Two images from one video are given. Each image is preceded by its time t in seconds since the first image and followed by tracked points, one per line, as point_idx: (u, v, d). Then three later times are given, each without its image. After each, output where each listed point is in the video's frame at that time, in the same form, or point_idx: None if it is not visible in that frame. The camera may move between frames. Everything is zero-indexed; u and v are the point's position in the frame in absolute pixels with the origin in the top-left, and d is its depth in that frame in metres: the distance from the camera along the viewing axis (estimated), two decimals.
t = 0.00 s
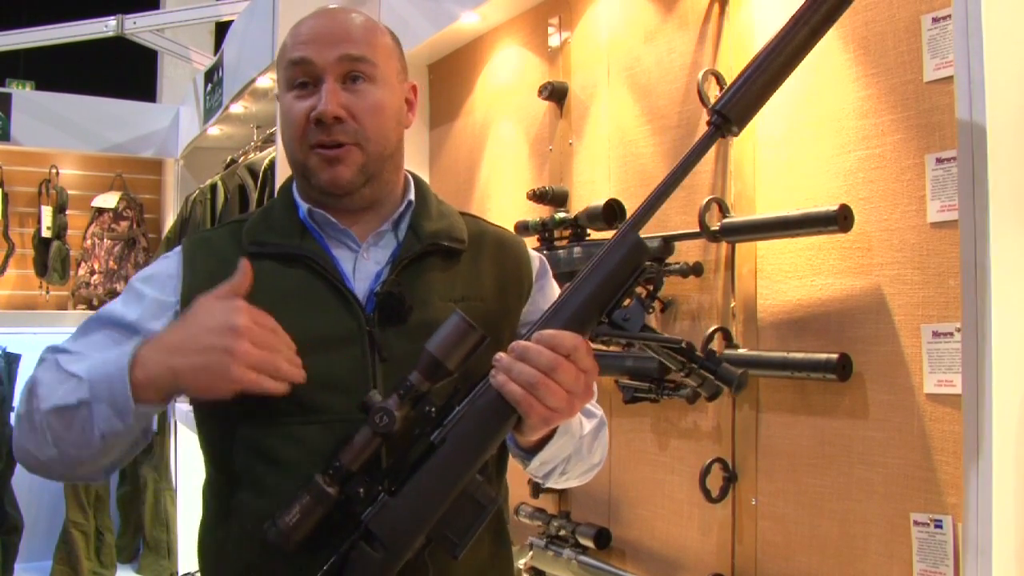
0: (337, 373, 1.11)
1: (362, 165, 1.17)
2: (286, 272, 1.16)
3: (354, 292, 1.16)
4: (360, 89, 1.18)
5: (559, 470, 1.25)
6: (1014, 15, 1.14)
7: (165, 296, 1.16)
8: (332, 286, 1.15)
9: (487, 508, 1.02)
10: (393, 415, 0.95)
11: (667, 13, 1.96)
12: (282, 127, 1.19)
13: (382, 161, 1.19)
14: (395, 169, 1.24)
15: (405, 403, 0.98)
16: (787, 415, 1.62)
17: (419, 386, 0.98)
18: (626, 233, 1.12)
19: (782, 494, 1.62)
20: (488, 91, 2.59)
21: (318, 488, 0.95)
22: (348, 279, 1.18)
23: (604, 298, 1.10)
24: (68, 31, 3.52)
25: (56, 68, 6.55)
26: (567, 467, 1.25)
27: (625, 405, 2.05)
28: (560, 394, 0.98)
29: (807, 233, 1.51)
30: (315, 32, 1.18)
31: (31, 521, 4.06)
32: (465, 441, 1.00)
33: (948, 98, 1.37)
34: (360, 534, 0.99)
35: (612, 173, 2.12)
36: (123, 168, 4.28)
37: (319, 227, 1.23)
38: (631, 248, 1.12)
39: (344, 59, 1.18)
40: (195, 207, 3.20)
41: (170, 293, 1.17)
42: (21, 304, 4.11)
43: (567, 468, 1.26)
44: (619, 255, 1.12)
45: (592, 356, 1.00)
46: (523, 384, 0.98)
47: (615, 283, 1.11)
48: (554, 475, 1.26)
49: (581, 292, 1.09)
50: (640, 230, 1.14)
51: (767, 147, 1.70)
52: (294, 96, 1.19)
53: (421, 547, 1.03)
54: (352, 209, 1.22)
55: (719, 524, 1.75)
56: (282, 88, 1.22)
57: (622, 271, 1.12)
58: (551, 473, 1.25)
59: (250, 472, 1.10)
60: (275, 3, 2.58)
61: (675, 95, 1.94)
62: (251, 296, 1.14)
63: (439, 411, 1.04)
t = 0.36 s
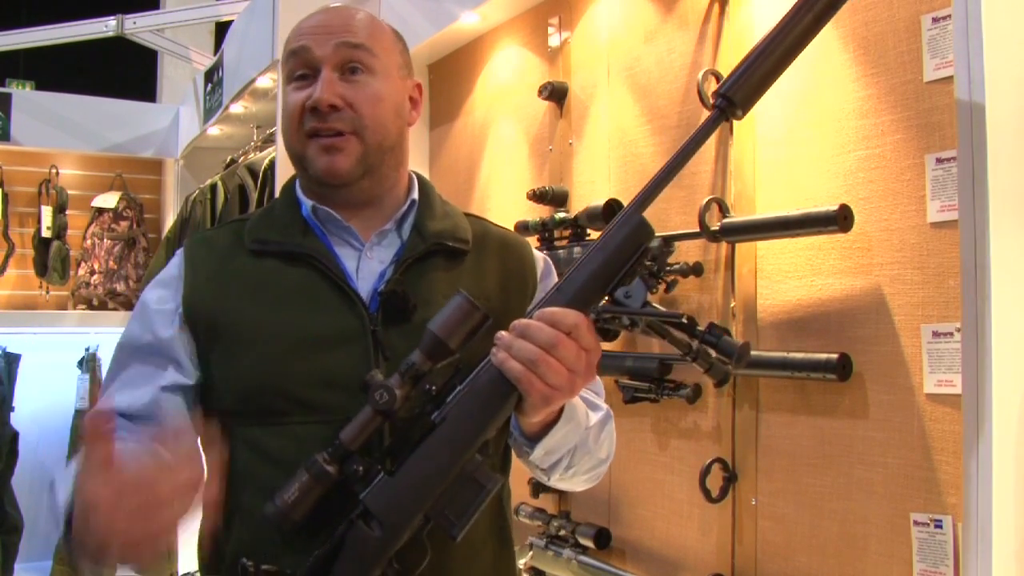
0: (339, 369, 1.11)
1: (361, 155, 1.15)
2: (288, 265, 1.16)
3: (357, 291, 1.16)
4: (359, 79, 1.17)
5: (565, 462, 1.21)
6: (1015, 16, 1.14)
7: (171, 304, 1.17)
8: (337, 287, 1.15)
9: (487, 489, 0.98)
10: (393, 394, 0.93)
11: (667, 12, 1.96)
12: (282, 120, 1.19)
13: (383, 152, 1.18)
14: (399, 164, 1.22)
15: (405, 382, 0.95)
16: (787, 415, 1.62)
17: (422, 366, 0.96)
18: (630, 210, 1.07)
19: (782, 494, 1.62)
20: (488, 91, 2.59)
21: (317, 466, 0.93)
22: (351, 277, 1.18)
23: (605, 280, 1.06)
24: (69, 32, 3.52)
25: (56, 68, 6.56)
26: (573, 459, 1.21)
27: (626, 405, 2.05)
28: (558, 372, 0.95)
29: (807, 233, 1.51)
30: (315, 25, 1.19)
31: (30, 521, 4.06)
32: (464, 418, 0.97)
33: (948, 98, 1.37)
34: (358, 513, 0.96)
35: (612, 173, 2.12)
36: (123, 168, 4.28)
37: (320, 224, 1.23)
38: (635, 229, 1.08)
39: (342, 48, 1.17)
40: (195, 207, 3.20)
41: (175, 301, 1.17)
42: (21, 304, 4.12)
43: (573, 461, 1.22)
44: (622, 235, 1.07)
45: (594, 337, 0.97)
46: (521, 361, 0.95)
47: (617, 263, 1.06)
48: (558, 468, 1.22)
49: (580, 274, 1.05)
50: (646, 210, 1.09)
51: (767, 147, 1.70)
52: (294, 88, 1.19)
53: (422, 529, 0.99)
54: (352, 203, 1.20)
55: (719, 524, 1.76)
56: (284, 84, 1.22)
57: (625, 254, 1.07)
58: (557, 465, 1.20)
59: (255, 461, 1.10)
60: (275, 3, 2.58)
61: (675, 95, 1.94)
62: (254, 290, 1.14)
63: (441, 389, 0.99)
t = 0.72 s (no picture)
0: (350, 366, 1.09)
1: (389, 154, 1.14)
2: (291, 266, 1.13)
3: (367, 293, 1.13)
4: (398, 81, 1.17)
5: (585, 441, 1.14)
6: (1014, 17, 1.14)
7: (175, 309, 1.13)
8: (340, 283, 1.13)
9: (515, 462, 0.96)
10: (416, 371, 0.92)
11: (667, 12, 1.96)
12: (310, 106, 1.16)
13: (409, 155, 1.17)
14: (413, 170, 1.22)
15: (426, 358, 0.95)
16: (787, 415, 1.62)
17: (441, 341, 0.95)
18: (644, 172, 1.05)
19: (782, 494, 1.62)
20: (488, 91, 2.59)
21: (342, 447, 0.93)
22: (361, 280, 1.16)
23: (622, 243, 1.03)
24: (69, 32, 3.52)
25: (56, 69, 6.57)
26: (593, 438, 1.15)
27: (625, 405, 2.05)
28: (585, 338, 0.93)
29: (807, 233, 1.51)
30: (362, 17, 1.17)
31: (30, 521, 4.06)
32: (485, 392, 0.95)
33: (948, 98, 1.37)
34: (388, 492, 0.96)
35: (612, 173, 2.12)
36: (123, 168, 4.28)
37: (330, 224, 1.21)
38: (649, 190, 1.05)
39: (390, 47, 1.17)
40: (195, 207, 3.20)
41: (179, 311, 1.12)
42: (21, 304, 4.12)
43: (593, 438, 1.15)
44: (637, 198, 1.04)
45: (615, 303, 0.95)
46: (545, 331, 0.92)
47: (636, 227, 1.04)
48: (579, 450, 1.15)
49: (597, 238, 1.03)
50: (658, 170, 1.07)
51: (767, 147, 1.70)
52: (329, 74, 1.16)
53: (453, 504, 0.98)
54: (363, 203, 1.20)
55: (719, 524, 1.76)
56: (314, 66, 1.19)
57: (639, 216, 1.04)
58: (577, 444, 1.13)
59: (260, 453, 1.07)
60: (275, 3, 2.58)
61: (675, 95, 1.94)
62: (262, 287, 1.11)
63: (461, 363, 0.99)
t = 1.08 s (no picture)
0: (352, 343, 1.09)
1: (407, 152, 1.15)
2: (295, 260, 1.12)
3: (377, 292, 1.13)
4: (416, 81, 1.19)
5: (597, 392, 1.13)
6: (1014, 18, 1.14)
7: (185, 304, 1.09)
8: (337, 268, 1.12)
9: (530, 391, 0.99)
10: (421, 318, 0.90)
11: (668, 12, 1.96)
12: (327, 99, 1.16)
13: (422, 155, 1.19)
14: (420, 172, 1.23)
15: (429, 302, 0.92)
16: (787, 415, 1.62)
17: (444, 285, 0.92)
18: (624, 86, 1.03)
19: (782, 494, 1.63)
20: (488, 91, 2.59)
21: (357, 402, 0.92)
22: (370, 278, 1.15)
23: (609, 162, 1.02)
24: (69, 32, 3.53)
25: (57, 69, 6.56)
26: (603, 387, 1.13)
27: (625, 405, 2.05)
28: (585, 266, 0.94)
29: (807, 233, 1.51)
30: (382, 13, 1.18)
31: (30, 521, 4.06)
32: (490, 330, 0.95)
33: (948, 98, 1.37)
34: (412, 441, 0.95)
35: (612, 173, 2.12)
36: (123, 168, 4.28)
37: (337, 224, 1.21)
38: (629, 106, 1.03)
39: (411, 47, 1.18)
40: (195, 207, 3.21)
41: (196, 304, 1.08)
42: (21, 304, 4.12)
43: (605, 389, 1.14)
44: (619, 113, 1.03)
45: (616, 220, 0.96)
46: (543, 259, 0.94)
47: (622, 143, 1.03)
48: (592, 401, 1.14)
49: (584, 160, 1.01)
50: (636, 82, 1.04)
51: (767, 147, 1.70)
52: (347, 67, 1.16)
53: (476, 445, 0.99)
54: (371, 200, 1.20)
55: (719, 524, 1.76)
56: (332, 59, 1.19)
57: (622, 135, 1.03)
58: (591, 392, 1.11)
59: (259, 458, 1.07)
60: (275, 4, 2.58)
61: (675, 95, 1.94)
62: (269, 281, 1.10)
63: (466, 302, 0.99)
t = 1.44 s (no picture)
0: (333, 332, 1.09)
1: (389, 158, 1.16)
2: (292, 252, 1.12)
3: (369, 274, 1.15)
4: (393, 83, 1.18)
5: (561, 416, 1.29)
6: (1014, 17, 1.14)
7: (186, 305, 1.06)
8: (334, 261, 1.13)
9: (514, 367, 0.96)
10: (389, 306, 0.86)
11: (668, 12, 1.96)
12: (306, 108, 1.15)
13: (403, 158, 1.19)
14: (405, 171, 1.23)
15: (394, 286, 0.88)
16: (787, 416, 1.62)
17: (409, 265, 0.89)
18: (576, 25, 1.01)
19: (782, 494, 1.63)
20: (488, 91, 2.59)
21: (334, 398, 0.85)
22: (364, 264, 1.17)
23: (575, 106, 1.01)
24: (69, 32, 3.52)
25: (58, 69, 6.57)
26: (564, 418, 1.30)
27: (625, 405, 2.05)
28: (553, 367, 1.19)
29: (807, 233, 1.51)
30: (352, 20, 1.18)
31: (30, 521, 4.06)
32: (464, 307, 0.92)
33: (948, 98, 1.37)
34: (396, 431, 0.91)
35: (612, 173, 2.12)
36: (123, 168, 4.28)
37: (332, 222, 1.18)
38: (590, 46, 1.01)
39: (385, 50, 1.18)
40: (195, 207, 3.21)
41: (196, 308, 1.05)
42: (21, 304, 4.12)
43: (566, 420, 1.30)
44: (576, 57, 1.00)
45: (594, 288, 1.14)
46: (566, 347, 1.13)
47: (583, 84, 1.01)
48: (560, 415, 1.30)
49: (550, 106, 0.99)
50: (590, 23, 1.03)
51: (767, 147, 1.70)
52: (324, 76, 1.16)
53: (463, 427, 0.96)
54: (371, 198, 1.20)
55: (719, 524, 1.76)
56: (308, 67, 1.17)
57: (586, 76, 1.02)
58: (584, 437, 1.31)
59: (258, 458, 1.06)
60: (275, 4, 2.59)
61: (676, 94, 1.94)
62: (262, 275, 1.09)
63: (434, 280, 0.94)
